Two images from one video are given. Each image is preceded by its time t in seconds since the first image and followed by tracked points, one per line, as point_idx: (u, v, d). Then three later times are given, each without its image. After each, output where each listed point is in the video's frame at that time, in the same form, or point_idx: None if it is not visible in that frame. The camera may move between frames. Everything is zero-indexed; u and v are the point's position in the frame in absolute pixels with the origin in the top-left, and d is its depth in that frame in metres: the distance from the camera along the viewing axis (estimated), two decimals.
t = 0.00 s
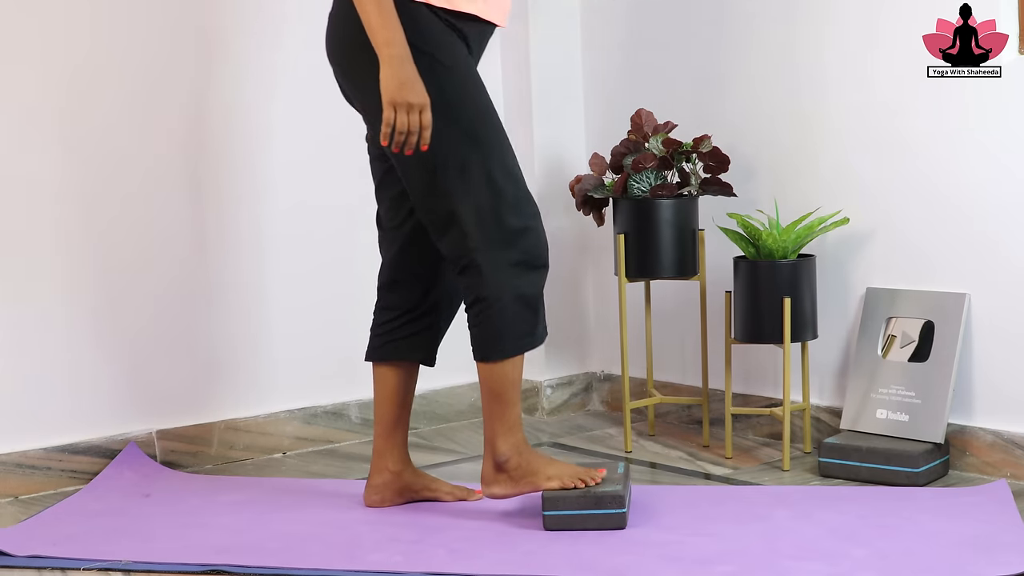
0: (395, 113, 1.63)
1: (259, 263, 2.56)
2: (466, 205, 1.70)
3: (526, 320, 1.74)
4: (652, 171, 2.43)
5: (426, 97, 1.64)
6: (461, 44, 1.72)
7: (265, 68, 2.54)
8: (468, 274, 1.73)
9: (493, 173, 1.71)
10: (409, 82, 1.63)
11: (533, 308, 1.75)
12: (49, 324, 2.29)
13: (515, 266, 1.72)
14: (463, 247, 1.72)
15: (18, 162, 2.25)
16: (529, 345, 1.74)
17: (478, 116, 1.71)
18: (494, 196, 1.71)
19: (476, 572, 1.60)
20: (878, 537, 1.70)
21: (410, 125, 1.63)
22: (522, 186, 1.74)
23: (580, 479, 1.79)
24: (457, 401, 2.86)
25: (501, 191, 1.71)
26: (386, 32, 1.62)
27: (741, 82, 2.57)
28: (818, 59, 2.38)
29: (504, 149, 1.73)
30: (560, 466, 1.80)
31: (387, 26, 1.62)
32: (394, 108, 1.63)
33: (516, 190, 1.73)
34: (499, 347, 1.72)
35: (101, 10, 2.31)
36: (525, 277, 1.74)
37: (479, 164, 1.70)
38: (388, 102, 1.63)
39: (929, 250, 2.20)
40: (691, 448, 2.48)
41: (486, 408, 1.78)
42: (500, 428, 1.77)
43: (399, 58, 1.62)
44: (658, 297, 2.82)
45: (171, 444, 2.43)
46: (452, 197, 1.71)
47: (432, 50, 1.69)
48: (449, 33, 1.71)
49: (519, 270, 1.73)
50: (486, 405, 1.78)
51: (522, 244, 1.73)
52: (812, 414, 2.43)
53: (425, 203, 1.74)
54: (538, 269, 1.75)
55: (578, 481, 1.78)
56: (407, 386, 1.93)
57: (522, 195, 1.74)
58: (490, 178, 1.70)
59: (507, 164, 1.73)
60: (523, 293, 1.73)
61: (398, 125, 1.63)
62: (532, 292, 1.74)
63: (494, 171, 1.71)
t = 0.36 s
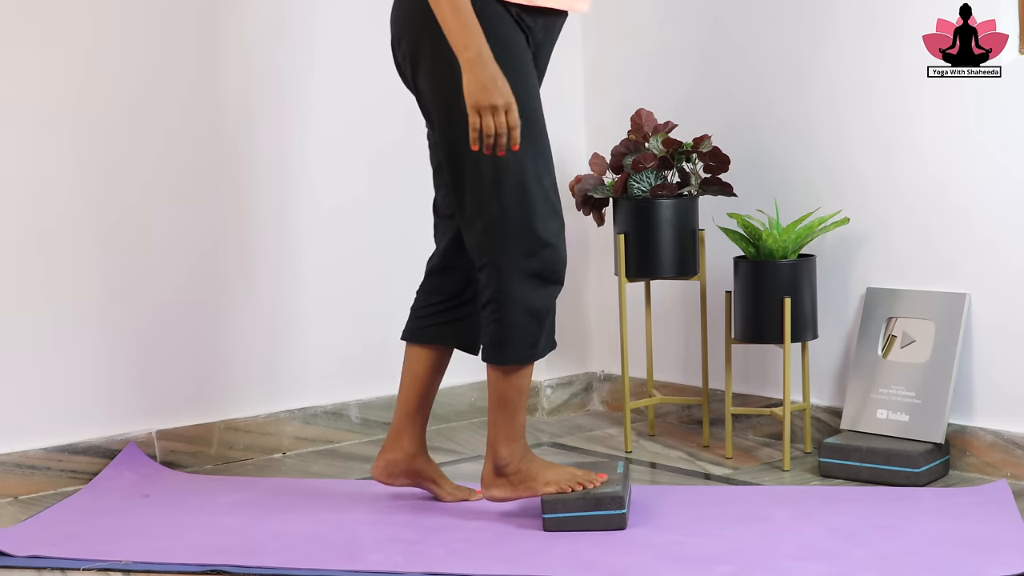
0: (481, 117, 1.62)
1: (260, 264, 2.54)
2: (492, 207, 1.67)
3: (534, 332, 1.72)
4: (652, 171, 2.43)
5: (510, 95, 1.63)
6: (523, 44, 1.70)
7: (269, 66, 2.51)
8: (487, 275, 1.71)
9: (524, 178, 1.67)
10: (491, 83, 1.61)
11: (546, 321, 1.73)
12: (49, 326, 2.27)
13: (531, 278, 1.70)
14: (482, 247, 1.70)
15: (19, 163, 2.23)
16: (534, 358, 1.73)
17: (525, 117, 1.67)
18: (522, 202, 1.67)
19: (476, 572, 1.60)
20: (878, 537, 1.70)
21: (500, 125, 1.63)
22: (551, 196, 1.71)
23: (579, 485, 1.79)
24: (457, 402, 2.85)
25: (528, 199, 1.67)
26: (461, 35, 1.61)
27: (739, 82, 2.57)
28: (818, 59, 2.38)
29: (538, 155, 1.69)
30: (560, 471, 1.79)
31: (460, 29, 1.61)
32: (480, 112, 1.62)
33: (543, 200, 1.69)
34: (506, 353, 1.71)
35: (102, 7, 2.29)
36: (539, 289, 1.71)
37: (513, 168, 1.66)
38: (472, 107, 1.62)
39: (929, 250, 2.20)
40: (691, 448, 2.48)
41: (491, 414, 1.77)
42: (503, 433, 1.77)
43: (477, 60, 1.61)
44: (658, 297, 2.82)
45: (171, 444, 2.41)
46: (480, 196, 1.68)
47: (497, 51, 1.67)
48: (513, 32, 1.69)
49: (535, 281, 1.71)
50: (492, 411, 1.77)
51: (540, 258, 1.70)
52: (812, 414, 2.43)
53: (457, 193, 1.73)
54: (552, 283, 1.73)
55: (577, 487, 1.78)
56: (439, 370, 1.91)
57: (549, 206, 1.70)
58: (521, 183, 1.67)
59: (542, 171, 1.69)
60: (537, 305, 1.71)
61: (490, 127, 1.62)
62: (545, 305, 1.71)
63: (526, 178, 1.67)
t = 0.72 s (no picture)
0: (488, 111, 1.61)
1: (261, 265, 2.53)
2: (517, 205, 1.68)
3: (552, 335, 1.70)
4: (652, 171, 2.44)
5: (519, 91, 1.61)
6: (562, 37, 1.67)
7: (269, 65, 2.50)
8: (508, 273, 1.71)
9: (551, 179, 1.67)
10: (502, 78, 1.59)
11: (565, 324, 1.71)
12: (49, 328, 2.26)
13: (552, 279, 1.69)
14: (505, 245, 1.70)
15: (16, 164, 2.20)
16: (550, 360, 1.71)
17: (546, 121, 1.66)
18: (548, 204, 1.67)
19: (476, 572, 1.60)
20: (878, 537, 1.70)
21: (505, 122, 1.61)
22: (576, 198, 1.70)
23: (579, 486, 1.79)
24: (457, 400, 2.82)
25: (552, 199, 1.67)
26: (478, 27, 1.59)
27: (739, 82, 2.57)
28: (818, 59, 2.38)
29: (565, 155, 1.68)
30: (560, 471, 1.80)
31: (478, 21, 1.59)
32: (488, 106, 1.61)
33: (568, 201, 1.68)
34: (521, 353, 1.70)
35: (104, 7, 2.28)
36: (560, 292, 1.70)
37: (539, 167, 1.66)
38: (481, 100, 1.61)
39: (929, 250, 2.20)
40: (691, 448, 2.48)
41: (494, 413, 1.78)
42: (504, 433, 1.78)
43: (492, 54, 1.59)
44: (657, 297, 2.82)
45: (171, 443, 2.39)
46: (507, 194, 1.69)
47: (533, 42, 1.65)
48: (552, 23, 1.66)
49: (555, 284, 1.70)
50: (495, 410, 1.78)
51: (561, 260, 1.69)
52: (812, 414, 2.43)
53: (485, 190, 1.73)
54: (573, 287, 1.71)
55: (577, 487, 1.78)
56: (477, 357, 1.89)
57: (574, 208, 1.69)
58: (547, 183, 1.67)
59: (568, 175, 1.68)
60: (556, 307, 1.69)
61: (494, 122, 1.61)
62: (564, 308, 1.70)
63: (553, 179, 1.67)
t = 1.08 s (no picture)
0: (532, 83, 1.60)
1: (262, 265, 2.51)
2: (524, 199, 1.67)
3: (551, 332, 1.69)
4: (652, 171, 2.45)
5: (564, 63, 1.60)
6: (588, 34, 1.65)
7: (270, 65, 2.49)
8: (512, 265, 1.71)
9: (560, 175, 1.65)
10: (545, 51, 1.58)
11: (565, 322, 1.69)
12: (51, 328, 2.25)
13: (554, 276, 1.67)
14: (512, 238, 1.70)
15: (16, 165, 2.19)
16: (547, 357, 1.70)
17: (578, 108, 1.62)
18: (553, 200, 1.66)
19: (476, 572, 1.60)
20: (878, 537, 1.70)
21: (550, 95, 1.60)
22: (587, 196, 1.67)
23: (580, 486, 1.78)
24: (457, 401, 2.81)
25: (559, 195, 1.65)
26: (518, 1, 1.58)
27: (740, 82, 2.56)
28: (818, 58, 2.38)
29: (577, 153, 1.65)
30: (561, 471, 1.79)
31: None
32: (532, 79, 1.60)
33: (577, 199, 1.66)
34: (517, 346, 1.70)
35: (105, 4, 2.26)
36: (562, 289, 1.68)
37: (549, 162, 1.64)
38: (525, 72, 1.60)
39: (929, 250, 2.20)
40: (691, 448, 2.48)
41: (496, 406, 1.77)
42: (505, 427, 1.77)
43: (533, 27, 1.58)
44: (657, 297, 2.82)
45: (171, 444, 2.38)
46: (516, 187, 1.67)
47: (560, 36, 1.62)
48: (575, 16, 1.64)
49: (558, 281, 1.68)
50: (496, 403, 1.77)
51: (563, 257, 1.67)
52: (812, 414, 2.43)
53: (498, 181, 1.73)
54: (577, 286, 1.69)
55: (578, 488, 1.78)
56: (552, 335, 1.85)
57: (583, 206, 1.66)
58: (555, 179, 1.65)
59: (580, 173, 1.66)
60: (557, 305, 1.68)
61: (539, 96, 1.60)
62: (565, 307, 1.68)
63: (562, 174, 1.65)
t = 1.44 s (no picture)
0: (571, 76, 1.56)
1: (262, 265, 2.51)
2: (525, 194, 1.68)
3: (549, 327, 1.70)
4: (652, 171, 2.44)
5: (598, 53, 1.56)
6: (592, 31, 1.67)
7: (270, 64, 2.49)
8: (511, 260, 1.72)
9: (561, 171, 1.66)
10: (581, 41, 1.55)
11: (563, 317, 1.70)
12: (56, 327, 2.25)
13: (553, 272, 1.68)
14: (511, 234, 1.71)
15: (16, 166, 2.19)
16: (545, 352, 1.71)
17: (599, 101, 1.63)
18: (555, 195, 1.66)
19: (476, 572, 1.60)
20: (878, 537, 1.70)
21: (590, 85, 1.56)
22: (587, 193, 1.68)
23: (580, 487, 1.78)
24: (457, 401, 2.81)
25: (560, 192, 1.66)
26: None
27: (739, 82, 2.57)
28: (817, 59, 2.38)
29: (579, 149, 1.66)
30: (562, 472, 1.79)
31: None
32: (570, 71, 1.56)
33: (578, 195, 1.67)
34: (515, 341, 1.71)
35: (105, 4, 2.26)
36: (561, 285, 1.69)
37: (550, 159, 1.65)
38: (562, 66, 1.56)
39: (929, 251, 2.20)
40: (691, 448, 2.48)
41: (496, 402, 1.78)
42: (505, 424, 1.78)
43: (564, 20, 1.56)
44: (657, 298, 2.82)
45: (171, 444, 2.38)
46: (517, 182, 1.68)
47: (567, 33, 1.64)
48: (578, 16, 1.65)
49: (557, 277, 1.69)
50: (496, 398, 1.78)
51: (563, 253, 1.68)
52: (812, 414, 2.43)
53: (499, 176, 1.74)
54: (575, 282, 1.70)
55: (578, 489, 1.78)
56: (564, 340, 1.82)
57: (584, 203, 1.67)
58: (556, 175, 1.66)
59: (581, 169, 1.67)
60: (556, 300, 1.69)
61: (578, 87, 1.56)
62: (563, 302, 1.69)
63: (563, 171, 1.66)
